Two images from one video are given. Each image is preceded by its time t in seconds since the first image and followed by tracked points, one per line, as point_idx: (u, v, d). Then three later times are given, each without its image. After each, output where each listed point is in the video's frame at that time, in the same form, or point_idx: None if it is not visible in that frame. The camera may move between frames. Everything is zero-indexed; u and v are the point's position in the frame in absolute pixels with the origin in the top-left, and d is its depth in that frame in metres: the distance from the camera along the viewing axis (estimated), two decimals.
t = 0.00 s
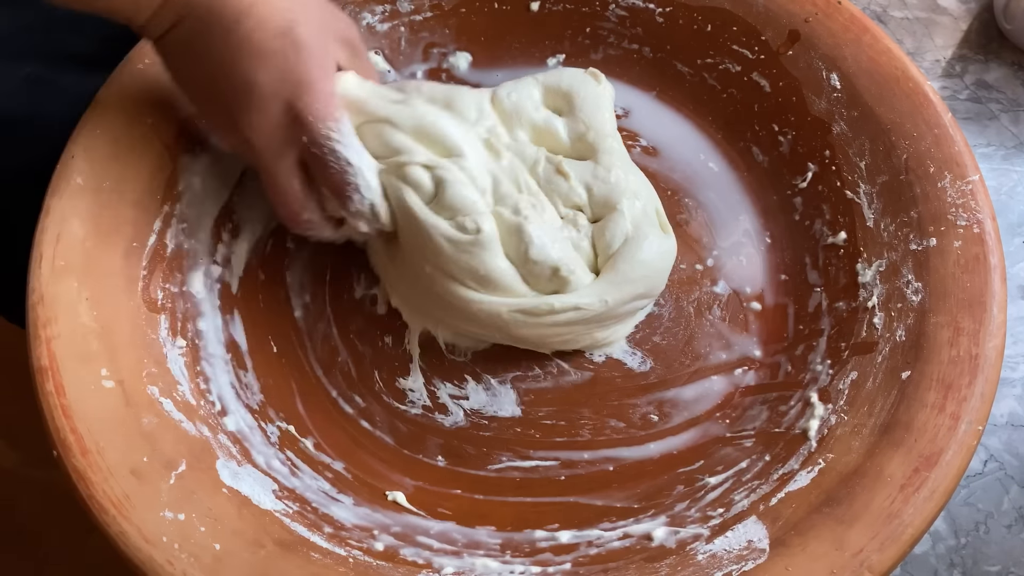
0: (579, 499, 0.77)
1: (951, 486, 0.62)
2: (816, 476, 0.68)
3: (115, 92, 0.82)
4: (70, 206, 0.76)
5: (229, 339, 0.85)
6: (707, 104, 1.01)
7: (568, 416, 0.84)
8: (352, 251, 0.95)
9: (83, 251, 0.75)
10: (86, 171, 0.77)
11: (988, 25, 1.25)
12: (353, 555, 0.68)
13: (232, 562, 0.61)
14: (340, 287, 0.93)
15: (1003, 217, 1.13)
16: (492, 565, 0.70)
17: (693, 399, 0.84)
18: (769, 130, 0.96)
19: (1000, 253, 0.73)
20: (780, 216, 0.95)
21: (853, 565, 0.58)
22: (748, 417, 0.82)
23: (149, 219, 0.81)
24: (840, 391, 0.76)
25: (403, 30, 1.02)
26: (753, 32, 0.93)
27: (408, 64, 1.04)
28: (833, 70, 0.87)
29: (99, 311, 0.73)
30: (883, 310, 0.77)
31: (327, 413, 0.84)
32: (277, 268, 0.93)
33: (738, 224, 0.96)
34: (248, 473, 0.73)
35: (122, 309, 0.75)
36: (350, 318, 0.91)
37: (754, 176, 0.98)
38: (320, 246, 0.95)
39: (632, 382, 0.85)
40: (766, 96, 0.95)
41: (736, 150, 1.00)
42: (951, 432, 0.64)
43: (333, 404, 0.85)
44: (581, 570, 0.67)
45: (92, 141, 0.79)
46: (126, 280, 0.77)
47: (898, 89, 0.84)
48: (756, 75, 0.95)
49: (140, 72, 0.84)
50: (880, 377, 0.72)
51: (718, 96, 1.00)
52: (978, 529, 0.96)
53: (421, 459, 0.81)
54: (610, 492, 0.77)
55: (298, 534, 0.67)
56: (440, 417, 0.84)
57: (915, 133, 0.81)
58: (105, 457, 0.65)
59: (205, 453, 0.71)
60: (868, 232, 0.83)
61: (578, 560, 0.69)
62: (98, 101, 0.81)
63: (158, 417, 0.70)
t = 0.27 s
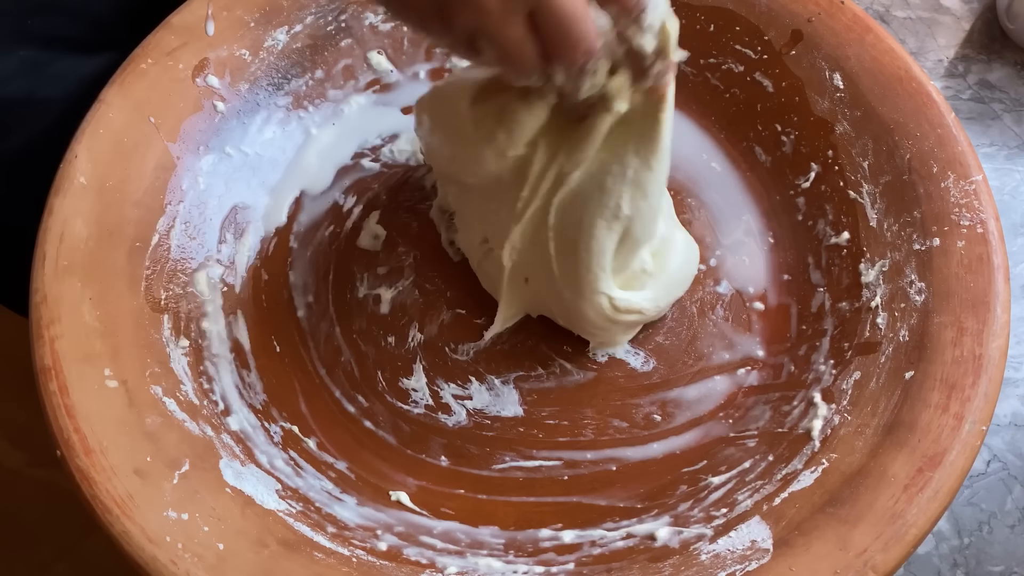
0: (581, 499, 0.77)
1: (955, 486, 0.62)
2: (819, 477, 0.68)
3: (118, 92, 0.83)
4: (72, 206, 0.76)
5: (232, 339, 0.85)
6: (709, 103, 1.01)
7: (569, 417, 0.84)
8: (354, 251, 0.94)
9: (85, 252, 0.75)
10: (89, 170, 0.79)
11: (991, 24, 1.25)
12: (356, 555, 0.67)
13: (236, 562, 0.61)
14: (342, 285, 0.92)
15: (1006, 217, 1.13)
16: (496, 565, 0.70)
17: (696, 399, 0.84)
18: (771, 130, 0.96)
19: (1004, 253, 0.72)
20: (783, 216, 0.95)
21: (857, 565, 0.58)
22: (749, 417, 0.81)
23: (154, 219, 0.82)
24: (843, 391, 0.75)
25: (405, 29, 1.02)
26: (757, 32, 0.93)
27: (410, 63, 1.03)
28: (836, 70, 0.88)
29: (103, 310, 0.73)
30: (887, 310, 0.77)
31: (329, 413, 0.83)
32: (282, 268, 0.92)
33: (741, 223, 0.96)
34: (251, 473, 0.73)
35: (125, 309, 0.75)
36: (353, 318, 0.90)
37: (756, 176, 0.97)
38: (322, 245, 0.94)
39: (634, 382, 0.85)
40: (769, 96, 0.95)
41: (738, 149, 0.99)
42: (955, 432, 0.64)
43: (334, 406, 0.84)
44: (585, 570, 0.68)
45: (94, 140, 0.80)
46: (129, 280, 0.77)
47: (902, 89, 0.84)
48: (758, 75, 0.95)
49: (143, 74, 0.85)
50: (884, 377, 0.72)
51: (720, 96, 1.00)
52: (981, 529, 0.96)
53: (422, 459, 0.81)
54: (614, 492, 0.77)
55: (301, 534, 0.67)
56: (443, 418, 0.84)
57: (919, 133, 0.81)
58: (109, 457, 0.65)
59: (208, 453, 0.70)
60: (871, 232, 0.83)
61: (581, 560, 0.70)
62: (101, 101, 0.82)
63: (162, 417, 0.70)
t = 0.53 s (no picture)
0: (580, 498, 0.77)
1: (953, 486, 0.62)
2: (818, 476, 0.68)
3: (118, 91, 0.83)
4: (71, 205, 0.76)
5: (232, 338, 0.85)
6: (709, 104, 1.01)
7: (569, 417, 0.84)
8: (353, 250, 0.94)
9: (85, 250, 0.75)
10: (89, 169, 0.79)
11: (990, 24, 1.25)
12: (355, 554, 0.67)
13: (234, 561, 0.61)
14: (342, 284, 0.92)
15: (1006, 216, 1.13)
16: (494, 564, 0.70)
17: (695, 398, 0.84)
18: (771, 129, 0.96)
19: (1003, 253, 0.72)
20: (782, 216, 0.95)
21: (856, 564, 0.58)
22: (748, 417, 0.82)
23: (153, 218, 0.82)
24: (842, 390, 0.75)
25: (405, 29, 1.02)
26: (756, 32, 0.93)
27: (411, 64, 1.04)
28: (835, 70, 0.87)
29: (102, 309, 0.73)
30: (886, 309, 0.77)
31: (329, 412, 0.84)
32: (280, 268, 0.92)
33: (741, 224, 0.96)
34: (250, 472, 0.73)
35: (125, 307, 0.75)
36: (352, 317, 0.90)
37: (755, 176, 0.98)
38: (323, 245, 0.95)
39: (634, 381, 0.85)
40: (769, 95, 0.95)
41: (737, 149, 0.99)
42: (954, 431, 0.64)
43: (335, 405, 0.85)
44: (582, 569, 0.67)
45: (94, 139, 0.80)
46: (129, 279, 0.77)
47: (901, 89, 0.83)
48: (758, 75, 0.95)
49: (143, 73, 0.85)
50: (883, 376, 0.72)
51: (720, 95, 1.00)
52: (980, 529, 0.96)
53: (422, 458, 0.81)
54: (612, 491, 0.77)
55: (300, 533, 0.67)
56: (443, 417, 0.84)
57: (918, 133, 0.80)
58: (108, 456, 0.65)
59: (207, 452, 0.70)
60: (871, 231, 0.83)
61: (580, 560, 0.69)
62: (101, 100, 0.82)
63: (161, 415, 0.70)
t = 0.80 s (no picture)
0: (579, 498, 0.77)
1: (953, 486, 0.62)
2: (818, 475, 0.68)
3: (118, 92, 0.83)
4: (71, 205, 0.76)
5: (230, 338, 0.85)
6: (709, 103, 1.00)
7: (569, 416, 0.84)
8: (353, 250, 0.94)
9: (85, 250, 0.75)
10: (88, 169, 0.79)
11: (990, 24, 1.25)
12: (354, 553, 0.67)
13: (234, 561, 0.61)
14: (342, 283, 0.92)
15: (1005, 216, 1.13)
16: (494, 564, 0.70)
17: (695, 398, 0.84)
18: (771, 129, 0.96)
19: (1003, 253, 0.72)
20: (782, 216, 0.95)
21: (855, 564, 0.58)
22: (747, 417, 0.81)
23: (153, 218, 0.82)
24: (842, 390, 0.75)
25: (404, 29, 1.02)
26: (756, 32, 0.94)
27: (410, 64, 1.04)
28: (835, 70, 0.87)
29: (102, 308, 0.73)
30: (885, 309, 0.77)
31: (328, 413, 0.83)
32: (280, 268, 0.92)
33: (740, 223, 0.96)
34: (250, 472, 0.73)
35: (125, 307, 0.75)
36: (352, 317, 0.90)
37: (755, 176, 0.97)
38: (323, 244, 0.94)
39: (633, 381, 0.85)
40: (768, 95, 0.95)
41: (736, 149, 0.99)
42: (953, 431, 0.64)
43: (335, 405, 0.84)
44: (582, 569, 0.68)
45: (94, 140, 0.80)
46: (129, 279, 0.77)
47: (901, 88, 0.83)
48: (758, 75, 0.95)
49: (143, 73, 0.85)
50: (882, 376, 0.72)
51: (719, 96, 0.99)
52: (980, 528, 0.96)
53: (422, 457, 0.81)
54: (612, 491, 0.77)
55: (299, 532, 0.67)
56: (442, 417, 0.84)
57: (918, 133, 0.81)
58: (108, 455, 0.65)
59: (207, 451, 0.71)
60: (870, 231, 0.83)
61: (579, 559, 0.70)
62: (101, 100, 0.82)
63: (161, 415, 0.70)
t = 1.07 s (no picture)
0: (579, 497, 0.77)
1: (953, 485, 0.62)
2: (818, 475, 0.68)
3: (118, 91, 0.83)
4: (72, 205, 0.77)
5: (231, 338, 0.85)
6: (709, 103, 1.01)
7: (569, 417, 0.84)
8: (354, 250, 0.94)
9: (86, 250, 0.75)
10: (89, 169, 0.79)
11: (990, 24, 1.25)
12: (355, 553, 0.67)
13: (234, 561, 0.61)
14: (343, 284, 0.92)
15: (1005, 216, 1.13)
16: (494, 563, 0.70)
17: (695, 398, 0.84)
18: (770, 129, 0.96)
19: (1003, 253, 0.72)
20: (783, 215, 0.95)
21: (855, 564, 0.59)
22: (746, 417, 0.82)
23: (154, 217, 0.82)
24: (842, 390, 0.76)
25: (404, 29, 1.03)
26: (756, 32, 0.94)
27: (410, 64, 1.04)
28: (835, 70, 0.87)
29: (103, 308, 0.73)
30: (885, 309, 0.77)
31: (329, 413, 0.84)
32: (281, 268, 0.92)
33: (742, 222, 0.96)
34: (251, 472, 0.73)
35: (125, 307, 0.75)
36: (352, 317, 0.90)
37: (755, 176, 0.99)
38: (324, 245, 0.95)
39: (633, 381, 0.85)
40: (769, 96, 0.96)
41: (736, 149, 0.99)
42: (953, 431, 0.64)
43: (336, 405, 0.85)
44: (582, 568, 0.68)
45: (95, 141, 0.80)
46: (130, 279, 0.77)
47: (900, 88, 0.83)
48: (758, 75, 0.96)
49: (144, 73, 0.85)
50: (882, 376, 0.72)
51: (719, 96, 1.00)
52: (980, 528, 0.96)
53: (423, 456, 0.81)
54: (612, 490, 0.77)
55: (300, 532, 0.67)
56: (442, 417, 0.84)
57: (917, 133, 0.81)
58: (109, 455, 0.65)
59: (208, 451, 0.71)
60: (870, 231, 0.83)
61: (580, 558, 0.70)
62: (102, 100, 0.82)
63: (161, 415, 0.70)
